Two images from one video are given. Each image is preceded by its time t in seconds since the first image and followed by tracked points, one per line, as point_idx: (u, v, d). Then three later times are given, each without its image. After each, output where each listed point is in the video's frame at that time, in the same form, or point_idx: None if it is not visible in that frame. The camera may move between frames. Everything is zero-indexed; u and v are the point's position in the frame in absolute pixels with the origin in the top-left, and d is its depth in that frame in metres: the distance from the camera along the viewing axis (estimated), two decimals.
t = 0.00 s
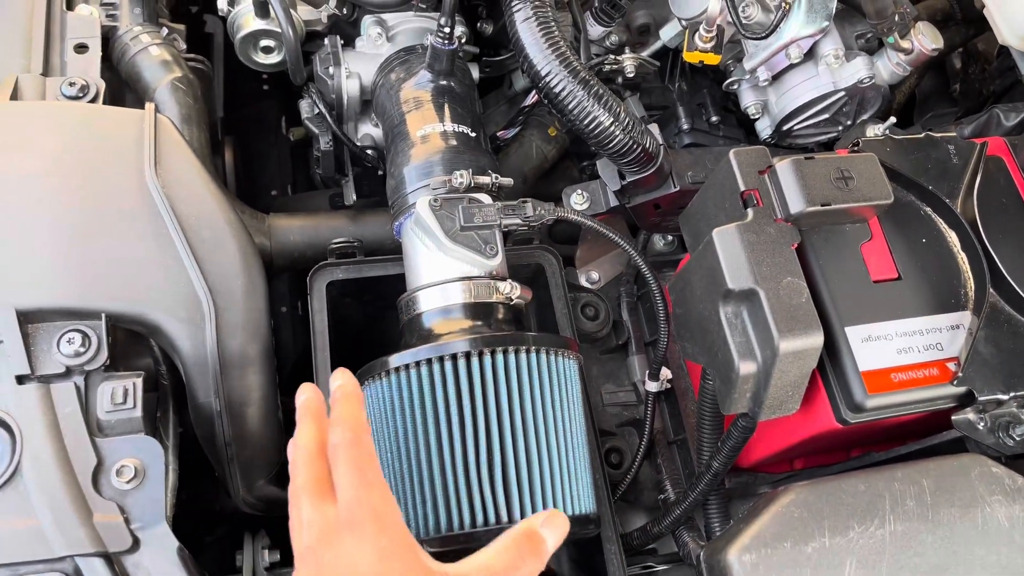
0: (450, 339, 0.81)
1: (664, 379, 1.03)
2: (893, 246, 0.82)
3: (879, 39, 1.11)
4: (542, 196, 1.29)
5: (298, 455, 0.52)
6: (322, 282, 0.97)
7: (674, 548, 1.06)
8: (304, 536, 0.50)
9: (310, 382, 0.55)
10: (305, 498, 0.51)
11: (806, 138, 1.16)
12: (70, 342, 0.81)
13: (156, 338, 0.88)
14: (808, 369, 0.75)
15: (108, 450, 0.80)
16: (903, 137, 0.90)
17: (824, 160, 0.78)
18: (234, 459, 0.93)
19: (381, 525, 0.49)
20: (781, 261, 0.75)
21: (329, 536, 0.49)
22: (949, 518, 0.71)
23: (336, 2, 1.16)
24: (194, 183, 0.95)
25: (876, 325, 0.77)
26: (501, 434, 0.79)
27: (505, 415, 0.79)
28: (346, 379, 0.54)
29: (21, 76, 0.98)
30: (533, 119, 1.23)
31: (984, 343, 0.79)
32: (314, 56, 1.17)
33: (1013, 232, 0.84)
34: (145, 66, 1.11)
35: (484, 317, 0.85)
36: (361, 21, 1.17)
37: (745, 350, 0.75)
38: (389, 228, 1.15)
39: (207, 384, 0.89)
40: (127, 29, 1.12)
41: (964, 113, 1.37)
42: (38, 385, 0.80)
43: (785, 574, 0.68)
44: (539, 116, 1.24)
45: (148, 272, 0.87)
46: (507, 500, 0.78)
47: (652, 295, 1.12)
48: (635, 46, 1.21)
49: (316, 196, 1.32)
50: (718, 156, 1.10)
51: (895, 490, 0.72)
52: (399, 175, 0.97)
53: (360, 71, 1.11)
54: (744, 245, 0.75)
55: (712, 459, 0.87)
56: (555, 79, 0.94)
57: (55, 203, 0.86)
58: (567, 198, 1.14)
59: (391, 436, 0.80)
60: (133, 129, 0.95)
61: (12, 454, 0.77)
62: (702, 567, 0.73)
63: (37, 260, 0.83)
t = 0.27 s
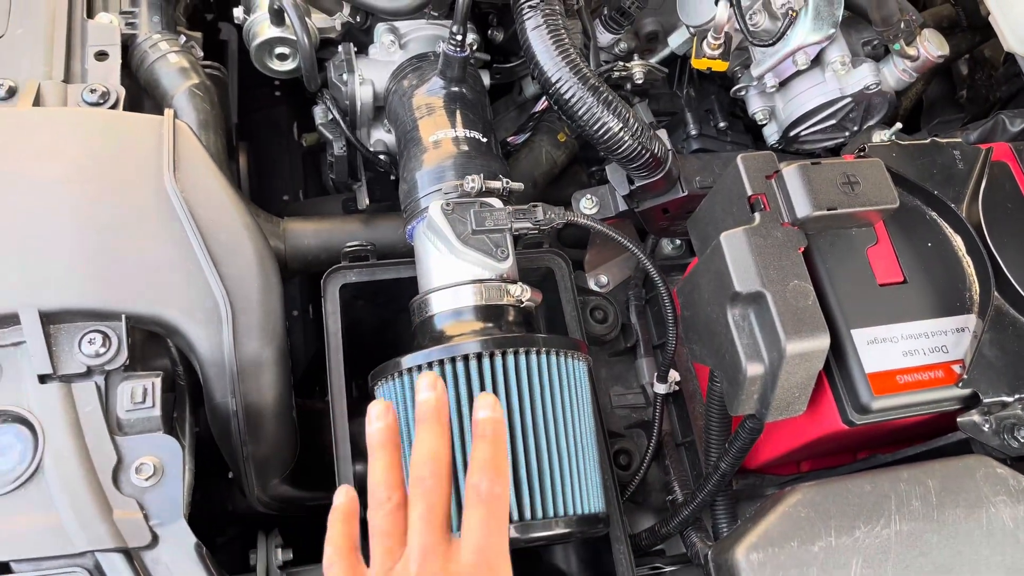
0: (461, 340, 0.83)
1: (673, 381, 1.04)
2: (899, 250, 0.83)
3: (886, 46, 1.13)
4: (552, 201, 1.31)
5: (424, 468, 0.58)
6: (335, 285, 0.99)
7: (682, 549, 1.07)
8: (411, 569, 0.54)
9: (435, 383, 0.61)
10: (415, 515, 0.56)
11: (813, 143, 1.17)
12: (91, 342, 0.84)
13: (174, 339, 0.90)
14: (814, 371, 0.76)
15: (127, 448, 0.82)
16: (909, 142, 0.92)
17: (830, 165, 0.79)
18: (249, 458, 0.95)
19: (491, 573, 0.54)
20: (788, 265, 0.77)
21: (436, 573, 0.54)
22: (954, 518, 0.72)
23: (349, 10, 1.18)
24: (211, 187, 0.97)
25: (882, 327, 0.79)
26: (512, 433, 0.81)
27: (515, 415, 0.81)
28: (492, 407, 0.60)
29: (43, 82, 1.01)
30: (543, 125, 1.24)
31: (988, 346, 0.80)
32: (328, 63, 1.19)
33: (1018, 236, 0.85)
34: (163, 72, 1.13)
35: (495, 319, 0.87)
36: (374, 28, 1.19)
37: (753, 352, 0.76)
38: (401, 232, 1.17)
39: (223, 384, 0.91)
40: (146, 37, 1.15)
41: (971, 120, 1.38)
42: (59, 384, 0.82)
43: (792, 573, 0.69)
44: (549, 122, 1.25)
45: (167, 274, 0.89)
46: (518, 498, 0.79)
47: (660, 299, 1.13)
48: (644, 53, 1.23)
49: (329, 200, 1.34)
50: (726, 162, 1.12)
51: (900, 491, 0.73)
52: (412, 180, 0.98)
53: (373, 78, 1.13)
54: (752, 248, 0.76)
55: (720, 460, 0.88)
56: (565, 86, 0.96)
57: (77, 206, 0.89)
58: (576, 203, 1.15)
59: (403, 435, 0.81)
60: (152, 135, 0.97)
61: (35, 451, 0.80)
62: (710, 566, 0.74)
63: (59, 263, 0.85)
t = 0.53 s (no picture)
0: (468, 335, 0.84)
1: (678, 378, 1.05)
2: (903, 247, 0.84)
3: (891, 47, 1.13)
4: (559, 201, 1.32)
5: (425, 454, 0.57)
6: (345, 282, 1.01)
7: (688, 547, 1.07)
8: (408, 551, 0.53)
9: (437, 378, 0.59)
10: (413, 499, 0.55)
11: (818, 144, 1.18)
12: (104, 336, 0.85)
13: (185, 334, 0.91)
14: (818, 366, 0.76)
15: (139, 441, 0.83)
16: (913, 142, 0.92)
17: (834, 163, 0.80)
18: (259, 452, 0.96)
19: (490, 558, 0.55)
20: (793, 261, 0.77)
21: (434, 557, 0.53)
22: (958, 513, 0.72)
23: (359, 11, 1.20)
24: (223, 185, 0.98)
25: (886, 324, 0.79)
26: (519, 427, 0.81)
27: (522, 409, 0.82)
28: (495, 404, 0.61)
29: (58, 82, 1.03)
30: (550, 126, 1.25)
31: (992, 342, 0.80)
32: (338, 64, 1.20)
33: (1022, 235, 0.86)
34: (176, 73, 1.15)
35: (502, 315, 0.88)
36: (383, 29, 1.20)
37: (757, 347, 0.77)
38: (410, 231, 1.18)
39: (233, 378, 0.92)
40: (160, 38, 1.17)
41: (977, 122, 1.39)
42: (73, 377, 0.84)
43: (796, 566, 0.69)
44: (556, 123, 1.26)
45: (179, 270, 0.91)
46: (525, 492, 0.80)
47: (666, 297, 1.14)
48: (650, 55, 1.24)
49: (338, 201, 1.35)
50: (732, 162, 1.13)
51: (905, 486, 0.73)
52: (420, 178, 1.00)
53: (382, 78, 1.14)
54: (756, 244, 0.77)
55: (725, 456, 0.89)
56: (572, 85, 0.97)
57: (91, 203, 0.90)
58: (583, 202, 1.16)
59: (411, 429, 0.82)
60: (164, 133, 0.99)
61: (48, 443, 0.81)
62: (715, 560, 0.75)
63: (74, 258, 0.87)
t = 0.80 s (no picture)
0: (473, 340, 0.84)
1: (684, 384, 1.05)
2: (910, 253, 0.84)
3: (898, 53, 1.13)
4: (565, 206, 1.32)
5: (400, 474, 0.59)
6: (350, 287, 1.01)
7: (693, 553, 1.07)
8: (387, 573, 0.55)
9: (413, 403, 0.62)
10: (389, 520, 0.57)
11: (824, 150, 1.18)
12: (112, 340, 0.86)
13: (192, 337, 0.92)
14: (824, 372, 0.76)
15: (144, 444, 0.84)
16: (920, 147, 0.92)
17: (840, 169, 0.80)
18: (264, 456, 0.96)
19: (467, 571, 0.57)
20: (798, 266, 0.77)
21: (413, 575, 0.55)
22: (965, 520, 0.72)
23: (366, 18, 1.20)
24: (230, 189, 0.99)
25: (892, 330, 0.79)
26: (523, 431, 0.81)
27: (527, 414, 0.82)
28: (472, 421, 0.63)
29: (67, 87, 1.04)
30: (556, 131, 1.25)
31: (999, 348, 0.80)
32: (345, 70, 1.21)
33: None
34: (184, 78, 1.16)
35: (507, 320, 0.88)
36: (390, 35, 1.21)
37: (763, 353, 0.77)
38: (416, 236, 1.18)
39: (239, 381, 0.92)
40: (168, 44, 1.18)
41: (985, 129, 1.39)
42: (80, 380, 0.84)
43: (801, 572, 0.69)
44: (562, 128, 1.27)
45: (185, 274, 0.91)
46: (529, 497, 0.80)
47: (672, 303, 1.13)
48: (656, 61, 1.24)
49: (345, 206, 1.36)
50: (738, 167, 1.13)
51: (911, 492, 0.73)
52: (426, 183, 1.00)
53: (389, 84, 1.15)
54: (762, 250, 0.77)
55: (731, 463, 0.89)
56: (577, 91, 0.97)
57: (99, 207, 0.91)
58: (588, 208, 1.17)
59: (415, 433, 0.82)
60: (172, 138, 1.00)
61: (55, 445, 0.81)
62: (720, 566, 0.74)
63: (82, 262, 0.88)
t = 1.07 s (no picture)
0: (479, 340, 0.85)
1: (688, 386, 1.05)
2: (912, 255, 0.84)
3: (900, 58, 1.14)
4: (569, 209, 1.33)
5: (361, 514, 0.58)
6: (357, 288, 1.02)
7: (696, 554, 1.07)
8: None
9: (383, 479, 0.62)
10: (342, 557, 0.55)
11: (827, 154, 1.19)
12: (122, 339, 0.87)
13: (200, 337, 0.93)
14: (827, 373, 0.77)
15: (153, 441, 0.85)
16: (922, 151, 0.93)
17: (843, 171, 0.81)
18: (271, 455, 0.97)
19: None
20: (801, 267, 0.78)
21: None
22: (967, 520, 0.72)
23: (373, 21, 1.22)
24: (239, 190, 1.00)
25: (894, 331, 0.80)
26: (528, 430, 0.82)
27: (532, 414, 0.83)
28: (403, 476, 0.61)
29: (79, 89, 1.05)
30: (560, 135, 1.27)
31: (1001, 350, 0.81)
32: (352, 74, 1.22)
33: None
34: (193, 81, 1.17)
35: (512, 320, 0.89)
36: (397, 39, 1.22)
37: (766, 354, 0.78)
38: (421, 238, 1.19)
39: (247, 380, 0.93)
40: (178, 47, 1.19)
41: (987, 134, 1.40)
42: (90, 378, 0.86)
43: (804, 570, 0.70)
44: (567, 132, 1.28)
45: (194, 273, 0.92)
46: (534, 495, 0.81)
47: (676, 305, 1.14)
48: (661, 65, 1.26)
49: (351, 208, 1.37)
50: (741, 171, 1.14)
51: (913, 492, 0.74)
52: (433, 185, 1.01)
53: (395, 88, 1.16)
54: (765, 251, 0.78)
55: (734, 463, 0.89)
56: (583, 94, 0.98)
57: (109, 208, 0.92)
58: (593, 210, 1.17)
59: (421, 432, 0.83)
60: (182, 140, 1.01)
61: (65, 442, 0.82)
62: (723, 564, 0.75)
63: (93, 262, 0.89)
